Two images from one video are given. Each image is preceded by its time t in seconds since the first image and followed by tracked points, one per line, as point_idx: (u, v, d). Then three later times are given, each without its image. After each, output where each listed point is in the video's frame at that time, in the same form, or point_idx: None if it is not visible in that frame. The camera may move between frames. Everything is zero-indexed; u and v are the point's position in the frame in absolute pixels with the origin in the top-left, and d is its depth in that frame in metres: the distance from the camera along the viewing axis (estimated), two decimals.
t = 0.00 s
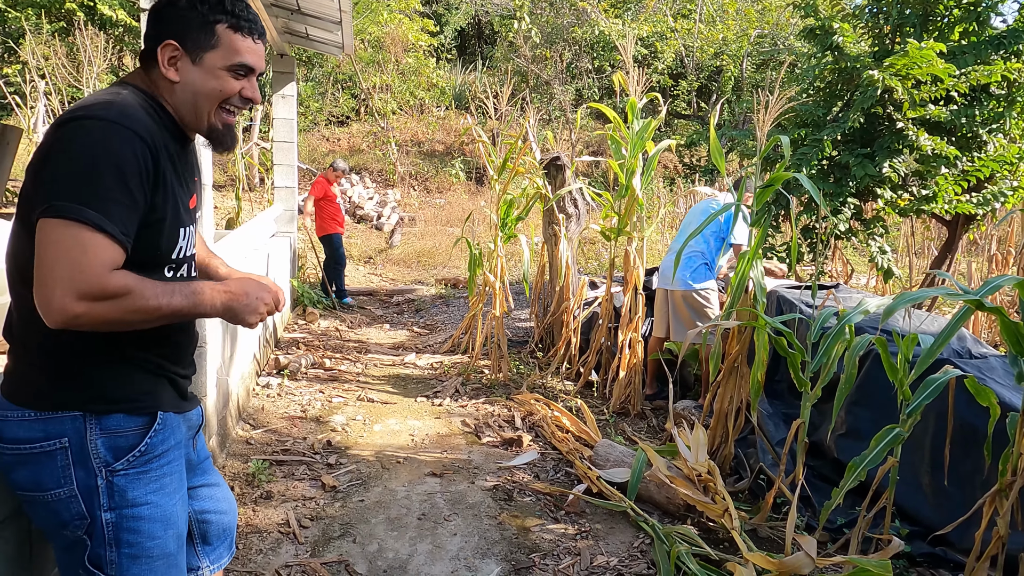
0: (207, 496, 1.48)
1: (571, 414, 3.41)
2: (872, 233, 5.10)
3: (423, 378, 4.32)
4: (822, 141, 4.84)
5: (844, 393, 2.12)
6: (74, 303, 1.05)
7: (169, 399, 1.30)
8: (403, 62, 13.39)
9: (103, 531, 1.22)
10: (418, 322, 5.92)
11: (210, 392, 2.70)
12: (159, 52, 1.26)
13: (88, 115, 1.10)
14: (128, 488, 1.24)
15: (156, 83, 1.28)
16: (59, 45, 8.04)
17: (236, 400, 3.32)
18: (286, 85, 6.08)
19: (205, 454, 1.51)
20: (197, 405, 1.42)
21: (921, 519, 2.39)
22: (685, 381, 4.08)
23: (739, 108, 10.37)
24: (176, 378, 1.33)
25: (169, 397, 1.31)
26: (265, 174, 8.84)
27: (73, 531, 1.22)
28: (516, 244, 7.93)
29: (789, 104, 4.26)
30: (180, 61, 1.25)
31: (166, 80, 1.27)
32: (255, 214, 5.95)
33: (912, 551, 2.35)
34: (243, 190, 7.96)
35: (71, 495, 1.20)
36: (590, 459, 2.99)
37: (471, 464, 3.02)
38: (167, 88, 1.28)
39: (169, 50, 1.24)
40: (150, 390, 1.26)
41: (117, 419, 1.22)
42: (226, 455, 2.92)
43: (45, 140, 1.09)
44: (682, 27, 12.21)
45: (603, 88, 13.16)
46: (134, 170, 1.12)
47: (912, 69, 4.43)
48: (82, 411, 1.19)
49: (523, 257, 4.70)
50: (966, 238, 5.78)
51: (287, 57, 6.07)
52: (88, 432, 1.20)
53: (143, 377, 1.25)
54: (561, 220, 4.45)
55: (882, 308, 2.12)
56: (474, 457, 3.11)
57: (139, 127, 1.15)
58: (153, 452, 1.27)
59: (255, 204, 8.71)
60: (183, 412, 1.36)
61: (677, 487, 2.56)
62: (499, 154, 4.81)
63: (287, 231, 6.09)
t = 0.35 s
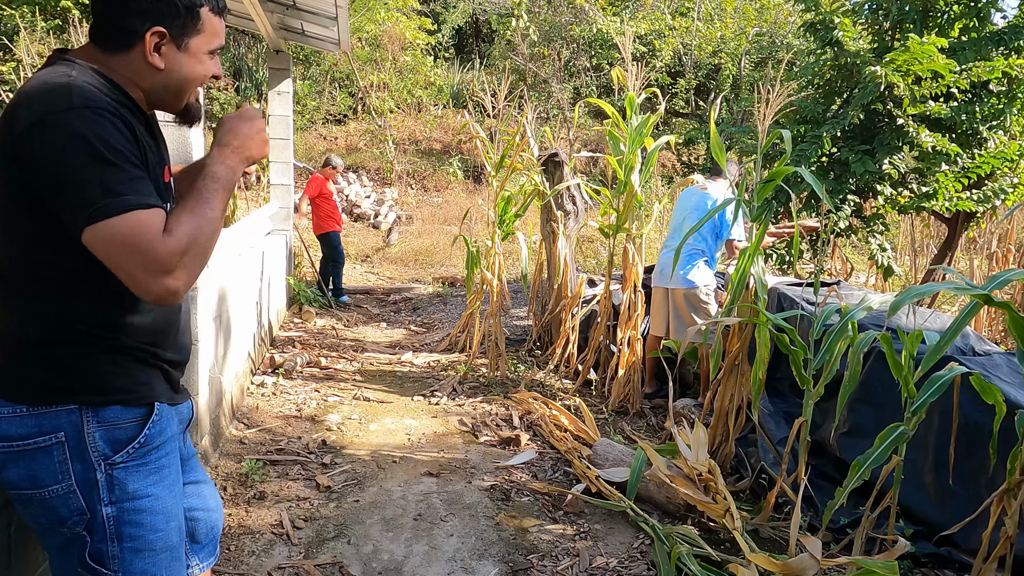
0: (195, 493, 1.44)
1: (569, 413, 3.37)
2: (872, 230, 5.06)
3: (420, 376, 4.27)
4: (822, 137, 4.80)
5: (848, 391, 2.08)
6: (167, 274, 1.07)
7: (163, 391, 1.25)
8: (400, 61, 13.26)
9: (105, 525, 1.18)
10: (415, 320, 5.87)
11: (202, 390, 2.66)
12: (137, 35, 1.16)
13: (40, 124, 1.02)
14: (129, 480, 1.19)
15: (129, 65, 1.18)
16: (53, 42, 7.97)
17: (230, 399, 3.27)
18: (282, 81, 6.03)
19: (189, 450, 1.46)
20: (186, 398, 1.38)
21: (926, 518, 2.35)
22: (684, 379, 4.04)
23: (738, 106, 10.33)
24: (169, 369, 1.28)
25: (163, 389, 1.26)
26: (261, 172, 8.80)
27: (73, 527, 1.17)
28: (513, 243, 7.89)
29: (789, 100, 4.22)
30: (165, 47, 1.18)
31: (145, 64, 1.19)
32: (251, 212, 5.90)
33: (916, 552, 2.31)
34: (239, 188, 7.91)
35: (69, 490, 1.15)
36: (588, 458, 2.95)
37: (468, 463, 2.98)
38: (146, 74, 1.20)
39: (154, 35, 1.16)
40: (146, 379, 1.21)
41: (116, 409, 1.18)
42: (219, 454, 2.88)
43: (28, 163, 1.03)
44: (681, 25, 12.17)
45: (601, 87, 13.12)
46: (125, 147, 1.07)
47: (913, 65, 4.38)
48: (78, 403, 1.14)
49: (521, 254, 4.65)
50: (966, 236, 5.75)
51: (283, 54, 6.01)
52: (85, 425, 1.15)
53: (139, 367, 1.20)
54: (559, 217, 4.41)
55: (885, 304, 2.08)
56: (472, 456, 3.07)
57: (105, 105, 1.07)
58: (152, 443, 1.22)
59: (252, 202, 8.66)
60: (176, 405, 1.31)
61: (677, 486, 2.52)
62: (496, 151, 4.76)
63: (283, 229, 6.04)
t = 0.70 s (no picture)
0: (170, 513, 1.37)
1: (568, 417, 3.30)
2: (875, 229, 5.00)
3: (417, 379, 4.21)
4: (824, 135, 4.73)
5: (855, 396, 2.00)
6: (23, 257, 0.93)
7: (118, 407, 1.17)
8: (398, 59, 13.03)
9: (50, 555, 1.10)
10: (413, 321, 5.80)
11: (190, 397, 2.59)
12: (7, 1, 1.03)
13: None
14: (77, 506, 1.11)
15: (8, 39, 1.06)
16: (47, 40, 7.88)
17: (221, 403, 3.20)
18: (277, 79, 5.95)
19: (165, 469, 1.39)
20: (153, 414, 1.29)
21: (935, 527, 2.28)
22: (685, 381, 3.97)
23: (738, 103, 10.26)
24: (126, 384, 1.20)
25: (118, 405, 1.17)
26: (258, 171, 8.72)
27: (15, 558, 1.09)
28: (512, 242, 7.83)
29: (791, 97, 4.15)
30: (35, 13, 1.04)
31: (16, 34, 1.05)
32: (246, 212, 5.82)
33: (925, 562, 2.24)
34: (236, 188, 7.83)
35: (8, 520, 1.06)
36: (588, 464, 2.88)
37: (465, 470, 2.91)
38: (18, 46, 1.06)
39: None
40: (96, 396, 1.14)
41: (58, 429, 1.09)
42: (209, 462, 2.81)
43: None
44: (680, 22, 12.11)
45: (600, 84, 13.05)
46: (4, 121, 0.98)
47: (917, 62, 4.30)
48: (18, 424, 1.06)
49: (519, 254, 4.58)
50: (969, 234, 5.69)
51: (277, 51, 5.93)
52: (26, 448, 1.07)
53: (88, 382, 1.13)
54: (557, 217, 4.33)
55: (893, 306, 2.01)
56: (469, 462, 3.00)
57: None
58: (102, 465, 1.14)
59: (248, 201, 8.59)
60: (136, 421, 1.22)
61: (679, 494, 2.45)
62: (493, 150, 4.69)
63: (278, 229, 5.96)
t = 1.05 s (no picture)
0: (150, 539, 1.35)
1: (563, 423, 3.27)
2: (874, 231, 4.97)
3: (412, 384, 4.17)
4: (822, 136, 4.70)
5: (851, 405, 1.96)
6: None
7: (73, 434, 1.13)
8: (397, 60, 13.04)
9: None
10: (410, 324, 5.78)
11: (180, 405, 2.55)
12: None
13: None
14: (20, 542, 1.07)
15: None
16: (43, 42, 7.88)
17: (214, 410, 3.17)
18: (272, 81, 5.93)
19: (145, 493, 1.37)
20: (124, 439, 1.26)
21: (934, 536, 2.25)
22: (682, 386, 3.94)
23: (737, 104, 10.24)
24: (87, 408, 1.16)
25: (76, 431, 1.14)
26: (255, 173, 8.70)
27: None
28: (510, 244, 7.80)
29: (789, 98, 4.12)
30: (17, 27, 0.99)
31: None
32: (242, 214, 5.80)
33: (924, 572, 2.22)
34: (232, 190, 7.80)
35: None
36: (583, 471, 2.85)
37: (459, 477, 2.89)
38: None
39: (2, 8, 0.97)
40: (49, 424, 1.10)
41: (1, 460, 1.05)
42: (200, 470, 2.78)
43: None
44: (679, 22, 12.09)
45: (599, 85, 13.04)
46: None
47: (916, 62, 4.27)
48: None
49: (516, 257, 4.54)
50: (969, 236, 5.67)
51: (274, 53, 5.91)
52: None
53: (39, 410, 1.08)
54: (553, 219, 4.30)
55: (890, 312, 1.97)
56: (463, 469, 2.97)
57: None
58: (48, 499, 1.10)
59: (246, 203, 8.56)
60: (95, 448, 1.18)
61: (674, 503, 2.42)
62: (489, 152, 4.67)
63: (274, 231, 5.93)
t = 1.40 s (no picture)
0: (148, 530, 1.38)
1: (563, 423, 3.26)
2: (875, 232, 4.95)
3: (412, 385, 4.17)
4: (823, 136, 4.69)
5: (852, 404, 1.95)
6: None
7: (89, 422, 1.19)
8: (398, 61, 13.10)
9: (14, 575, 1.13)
10: (410, 325, 5.77)
11: (179, 405, 2.55)
12: (78, 50, 1.09)
13: None
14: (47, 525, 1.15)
15: (51, 78, 1.09)
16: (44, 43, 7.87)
17: (213, 410, 3.17)
18: (273, 82, 5.94)
19: (140, 485, 1.39)
20: (127, 428, 1.31)
21: (936, 537, 2.25)
22: (683, 387, 3.94)
23: (738, 104, 10.23)
24: (99, 396, 1.22)
25: (90, 420, 1.20)
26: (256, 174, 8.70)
27: None
28: (510, 245, 7.79)
29: (790, 98, 4.11)
30: (105, 82, 1.14)
31: (68, 78, 1.10)
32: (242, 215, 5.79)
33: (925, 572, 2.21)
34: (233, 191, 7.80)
35: None
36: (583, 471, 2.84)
37: (459, 477, 2.88)
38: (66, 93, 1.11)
39: (105, 67, 1.12)
40: (67, 412, 1.16)
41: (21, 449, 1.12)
42: (199, 470, 2.78)
43: None
44: (680, 24, 12.10)
45: (600, 86, 13.03)
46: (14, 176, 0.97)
47: (917, 62, 4.26)
48: None
49: (516, 258, 4.54)
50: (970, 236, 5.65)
51: (275, 54, 5.92)
52: None
53: (59, 399, 1.15)
54: (554, 220, 4.30)
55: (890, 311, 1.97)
56: (463, 469, 2.97)
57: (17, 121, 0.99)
58: (70, 483, 1.16)
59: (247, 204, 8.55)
60: (109, 436, 1.25)
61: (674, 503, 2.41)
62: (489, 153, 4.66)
63: (275, 232, 5.92)
